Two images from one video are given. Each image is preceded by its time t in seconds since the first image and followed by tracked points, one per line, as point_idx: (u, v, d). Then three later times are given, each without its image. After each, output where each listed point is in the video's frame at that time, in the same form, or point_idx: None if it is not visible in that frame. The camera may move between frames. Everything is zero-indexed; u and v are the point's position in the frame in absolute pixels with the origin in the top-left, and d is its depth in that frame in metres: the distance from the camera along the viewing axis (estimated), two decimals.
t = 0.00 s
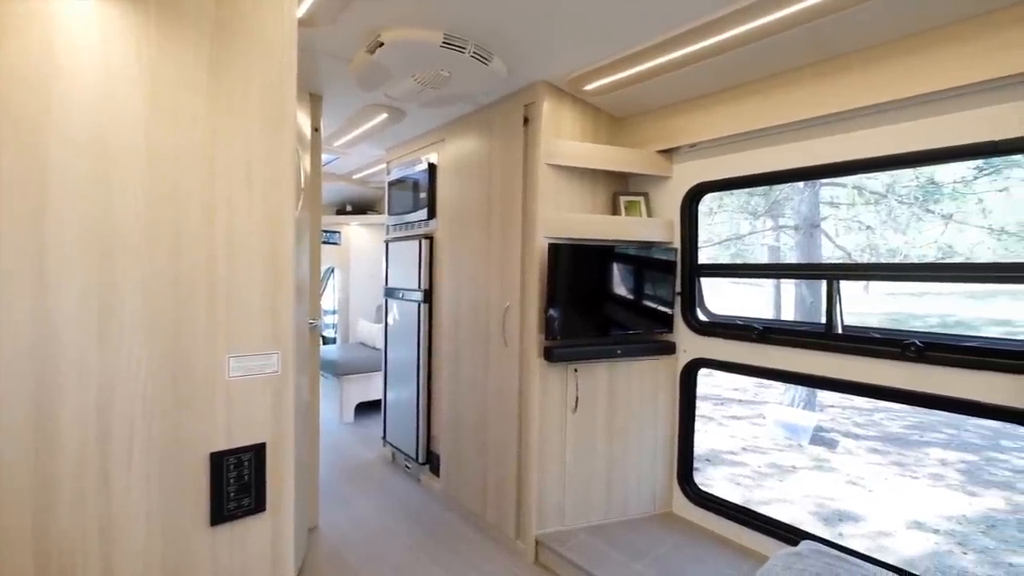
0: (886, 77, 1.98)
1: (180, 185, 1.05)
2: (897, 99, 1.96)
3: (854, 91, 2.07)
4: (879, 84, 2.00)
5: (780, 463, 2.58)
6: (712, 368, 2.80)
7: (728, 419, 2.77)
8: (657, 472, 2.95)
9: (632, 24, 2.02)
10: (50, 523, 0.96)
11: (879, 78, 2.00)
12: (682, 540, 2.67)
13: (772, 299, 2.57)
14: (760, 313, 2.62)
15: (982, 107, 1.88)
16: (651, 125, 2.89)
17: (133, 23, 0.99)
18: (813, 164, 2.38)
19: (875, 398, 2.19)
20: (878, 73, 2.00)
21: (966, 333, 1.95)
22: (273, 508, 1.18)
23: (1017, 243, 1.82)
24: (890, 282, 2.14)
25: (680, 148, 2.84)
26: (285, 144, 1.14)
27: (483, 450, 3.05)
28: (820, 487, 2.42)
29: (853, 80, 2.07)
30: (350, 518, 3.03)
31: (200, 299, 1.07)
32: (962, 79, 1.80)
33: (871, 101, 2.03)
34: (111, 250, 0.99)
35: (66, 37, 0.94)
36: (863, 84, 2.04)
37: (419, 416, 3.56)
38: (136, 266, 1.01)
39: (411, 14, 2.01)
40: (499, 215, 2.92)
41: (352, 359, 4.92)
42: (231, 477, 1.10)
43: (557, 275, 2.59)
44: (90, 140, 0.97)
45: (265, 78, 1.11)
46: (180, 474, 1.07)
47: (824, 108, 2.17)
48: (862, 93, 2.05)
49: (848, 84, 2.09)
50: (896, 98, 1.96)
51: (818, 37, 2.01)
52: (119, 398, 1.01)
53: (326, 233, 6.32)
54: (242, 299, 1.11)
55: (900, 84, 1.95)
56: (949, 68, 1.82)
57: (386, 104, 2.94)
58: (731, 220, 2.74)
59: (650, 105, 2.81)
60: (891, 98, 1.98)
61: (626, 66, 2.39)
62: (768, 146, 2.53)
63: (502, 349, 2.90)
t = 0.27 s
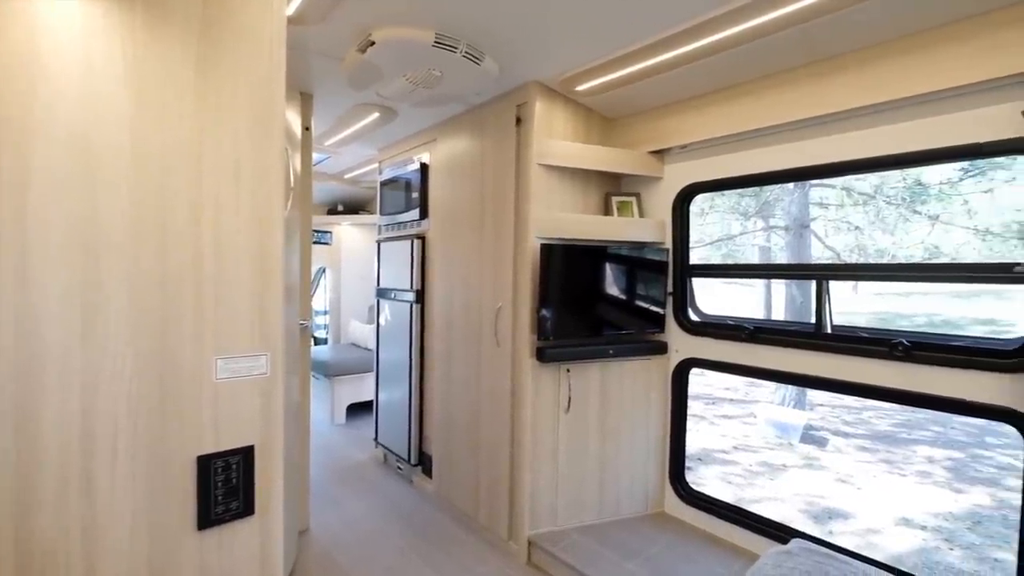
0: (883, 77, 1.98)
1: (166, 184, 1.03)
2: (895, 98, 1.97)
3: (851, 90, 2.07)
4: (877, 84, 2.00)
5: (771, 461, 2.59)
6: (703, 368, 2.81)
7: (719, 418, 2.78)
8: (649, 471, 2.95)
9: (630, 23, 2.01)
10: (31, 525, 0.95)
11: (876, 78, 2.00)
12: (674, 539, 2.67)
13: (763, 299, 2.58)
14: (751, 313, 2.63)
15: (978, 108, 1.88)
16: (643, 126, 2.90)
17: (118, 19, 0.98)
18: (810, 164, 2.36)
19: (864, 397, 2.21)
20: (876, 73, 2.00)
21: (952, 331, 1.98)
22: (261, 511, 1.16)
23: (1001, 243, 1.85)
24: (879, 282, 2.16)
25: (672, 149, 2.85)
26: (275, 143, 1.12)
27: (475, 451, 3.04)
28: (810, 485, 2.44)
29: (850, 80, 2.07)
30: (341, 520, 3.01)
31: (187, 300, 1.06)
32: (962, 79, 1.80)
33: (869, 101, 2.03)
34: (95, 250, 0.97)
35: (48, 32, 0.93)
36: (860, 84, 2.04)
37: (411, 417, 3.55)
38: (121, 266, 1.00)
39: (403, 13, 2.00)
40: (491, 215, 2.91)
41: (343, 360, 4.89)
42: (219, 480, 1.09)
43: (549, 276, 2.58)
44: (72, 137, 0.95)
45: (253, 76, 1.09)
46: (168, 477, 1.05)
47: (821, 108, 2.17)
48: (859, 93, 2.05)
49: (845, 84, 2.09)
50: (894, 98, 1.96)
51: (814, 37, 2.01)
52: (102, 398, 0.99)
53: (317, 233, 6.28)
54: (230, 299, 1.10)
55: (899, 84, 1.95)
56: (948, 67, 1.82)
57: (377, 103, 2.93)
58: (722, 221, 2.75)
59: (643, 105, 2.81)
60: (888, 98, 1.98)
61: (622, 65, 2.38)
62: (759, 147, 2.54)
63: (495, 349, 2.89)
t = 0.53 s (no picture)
0: (883, 77, 1.97)
1: (152, 183, 1.01)
2: (894, 99, 1.96)
3: (849, 90, 2.06)
4: (876, 83, 1.99)
5: (761, 460, 2.61)
6: (695, 368, 2.82)
7: (711, 417, 2.79)
8: (641, 471, 2.96)
9: (624, 23, 2.01)
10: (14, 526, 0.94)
11: (875, 79, 1.99)
12: (666, 539, 2.68)
13: (753, 299, 2.59)
14: (741, 313, 2.64)
15: (973, 109, 1.88)
16: (635, 127, 2.90)
17: (102, 16, 0.96)
18: (809, 164, 2.34)
19: (852, 396, 2.23)
20: (874, 73, 1.99)
21: (937, 330, 2.01)
22: (250, 514, 1.15)
23: (985, 244, 1.88)
24: (867, 282, 2.18)
25: (664, 149, 2.86)
26: (264, 141, 1.11)
27: (468, 452, 3.03)
28: (800, 483, 2.46)
29: (846, 79, 2.07)
30: (332, 523, 2.99)
31: (173, 300, 1.04)
32: (965, 79, 1.78)
33: (868, 100, 2.02)
34: (79, 249, 0.96)
35: (31, 31, 0.92)
36: (858, 83, 2.03)
37: (403, 418, 3.53)
38: (105, 266, 0.98)
39: (393, 12, 1.99)
40: (483, 215, 2.90)
41: (335, 361, 4.86)
42: (206, 484, 1.07)
43: (541, 276, 2.58)
44: (55, 137, 0.94)
45: (241, 74, 1.08)
46: (154, 479, 1.04)
47: (816, 108, 2.17)
48: (857, 92, 2.04)
49: (841, 83, 2.08)
50: (894, 97, 1.94)
51: (811, 38, 2.00)
52: (86, 402, 0.98)
53: (308, 233, 6.24)
54: (218, 299, 1.08)
55: (900, 84, 1.93)
56: (948, 67, 1.82)
57: (369, 102, 2.91)
58: (713, 221, 2.76)
59: (635, 106, 2.81)
60: (888, 98, 1.96)
61: (617, 65, 2.37)
62: (750, 148, 2.55)
63: (487, 350, 2.88)
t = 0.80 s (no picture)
0: (878, 77, 1.96)
1: (135, 182, 0.99)
2: (890, 99, 1.95)
3: (844, 90, 2.06)
4: (871, 83, 1.98)
5: (750, 459, 2.63)
6: (685, 368, 2.82)
7: (700, 417, 2.80)
8: (631, 470, 2.96)
9: (618, 23, 2.01)
10: None
11: (872, 79, 1.98)
12: (656, 538, 2.68)
13: (742, 299, 2.60)
14: (730, 313, 2.65)
15: (964, 109, 1.88)
16: (626, 127, 2.90)
17: (83, 12, 0.94)
18: (807, 164, 2.32)
19: (839, 395, 2.24)
20: (870, 73, 1.99)
21: (921, 329, 2.03)
22: (236, 517, 1.13)
23: (967, 244, 1.91)
24: (854, 282, 2.19)
25: (654, 150, 2.86)
26: (251, 140, 1.09)
27: (458, 453, 3.02)
28: (788, 481, 2.48)
29: (841, 79, 2.06)
30: (322, 525, 2.96)
31: (156, 301, 1.02)
32: (962, 79, 1.78)
33: (865, 100, 2.01)
34: (59, 250, 0.94)
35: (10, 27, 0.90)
36: (855, 83, 2.02)
37: (393, 419, 3.51)
38: (87, 267, 0.96)
39: (383, 9, 1.97)
40: (474, 214, 2.89)
41: (324, 362, 4.82)
42: (191, 487, 1.05)
43: (532, 276, 2.57)
44: (35, 136, 0.92)
45: (228, 72, 1.06)
46: (136, 483, 1.02)
47: (810, 110, 2.17)
48: (852, 92, 2.04)
49: (835, 83, 2.08)
50: (890, 97, 1.94)
51: (806, 38, 2.00)
52: (67, 404, 0.96)
53: (297, 232, 6.19)
54: (202, 300, 1.06)
55: (897, 84, 1.92)
56: (943, 67, 1.82)
57: (358, 101, 2.89)
58: (702, 222, 2.77)
59: (626, 106, 2.81)
60: (885, 97, 1.95)
61: (610, 64, 2.36)
62: (740, 149, 2.56)
63: (477, 350, 2.87)
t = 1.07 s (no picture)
0: (874, 77, 1.96)
1: (118, 180, 0.97)
2: (887, 98, 1.94)
3: (841, 89, 2.05)
4: (868, 83, 1.98)
5: (740, 457, 2.64)
6: (676, 367, 2.83)
7: (691, 415, 2.81)
8: (622, 470, 2.96)
9: (610, 22, 2.01)
10: None
11: (871, 77, 1.97)
12: (647, 537, 2.68)
13: (732, 299, 2.61)
14: (720, 312, 2.66)
15: (955, 110, 1.89)
16: (618, 127, 2.90)
17: (64, 6, 0.92)
18: (798, 164, 2.32)
19: (827, 393, 2.26)
20: (866, 73, 1.99)
21: (908, 328, 2.05)
22: (223, 521, 1.11)
23: (952, 244, 1.93)
24: (842, 282, 2.21)
25: (644, 150, 2.86)
26: (237, 139, 1.08)
27: (450, 453, 3.00)
28: (778, 479, 2.49)
29: (838, 78, 2.06)
30: (312, 527, 2.93)
31: (139, 301, 1.00)
32: (958, 79, 1.78)
33: (863, 99, 2.00)
34: (38, 248, 0.92)
35: None
36: (855, 81, 2.01)
37: (384, 420, 3.49)
38: (68, 266, 0.94)
39: (373, 7, 1.95)
40: (465, 213, 2.88)
41: (314, 362, 4.78)
42: (176, 491, 1.03)
43: (523, 276, 2.57)
44: (12, 132, 0.90)
45: (213, 69, 1.04)
46: (119, 486, 1.00)
47: (803, 107, 2.17)
48: (849, 91, 2.03)
49: (831, 82, 2.08)
50: (886, 97, 1.94)
51: (801, 38, 2.00)
52: (45, 407, 0.93)
53: (286, 232, 6.13)
54: (187, 300, 1.04)
55: (893, 83, 1.92)
56: (937, 67, 1.82)
57: (348, 99, 2.86)
58: (693, 222, 2.77)
59: (617, 106, 2.81)
60: (883, 97, 1.95)
61: (603, 64, 2.35)
62: (730, 150, 2.57)
63: (469, 350, 2.85)
